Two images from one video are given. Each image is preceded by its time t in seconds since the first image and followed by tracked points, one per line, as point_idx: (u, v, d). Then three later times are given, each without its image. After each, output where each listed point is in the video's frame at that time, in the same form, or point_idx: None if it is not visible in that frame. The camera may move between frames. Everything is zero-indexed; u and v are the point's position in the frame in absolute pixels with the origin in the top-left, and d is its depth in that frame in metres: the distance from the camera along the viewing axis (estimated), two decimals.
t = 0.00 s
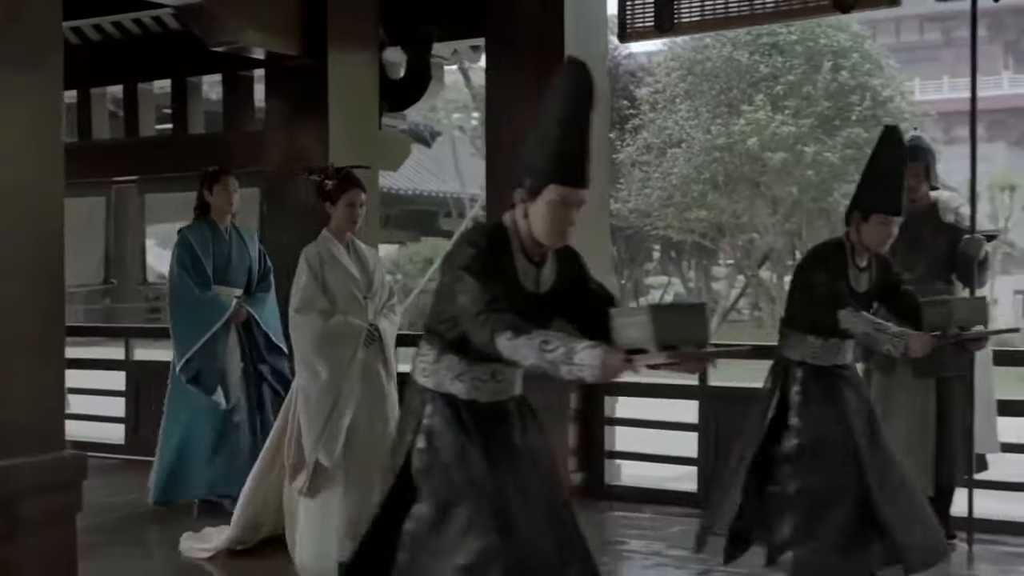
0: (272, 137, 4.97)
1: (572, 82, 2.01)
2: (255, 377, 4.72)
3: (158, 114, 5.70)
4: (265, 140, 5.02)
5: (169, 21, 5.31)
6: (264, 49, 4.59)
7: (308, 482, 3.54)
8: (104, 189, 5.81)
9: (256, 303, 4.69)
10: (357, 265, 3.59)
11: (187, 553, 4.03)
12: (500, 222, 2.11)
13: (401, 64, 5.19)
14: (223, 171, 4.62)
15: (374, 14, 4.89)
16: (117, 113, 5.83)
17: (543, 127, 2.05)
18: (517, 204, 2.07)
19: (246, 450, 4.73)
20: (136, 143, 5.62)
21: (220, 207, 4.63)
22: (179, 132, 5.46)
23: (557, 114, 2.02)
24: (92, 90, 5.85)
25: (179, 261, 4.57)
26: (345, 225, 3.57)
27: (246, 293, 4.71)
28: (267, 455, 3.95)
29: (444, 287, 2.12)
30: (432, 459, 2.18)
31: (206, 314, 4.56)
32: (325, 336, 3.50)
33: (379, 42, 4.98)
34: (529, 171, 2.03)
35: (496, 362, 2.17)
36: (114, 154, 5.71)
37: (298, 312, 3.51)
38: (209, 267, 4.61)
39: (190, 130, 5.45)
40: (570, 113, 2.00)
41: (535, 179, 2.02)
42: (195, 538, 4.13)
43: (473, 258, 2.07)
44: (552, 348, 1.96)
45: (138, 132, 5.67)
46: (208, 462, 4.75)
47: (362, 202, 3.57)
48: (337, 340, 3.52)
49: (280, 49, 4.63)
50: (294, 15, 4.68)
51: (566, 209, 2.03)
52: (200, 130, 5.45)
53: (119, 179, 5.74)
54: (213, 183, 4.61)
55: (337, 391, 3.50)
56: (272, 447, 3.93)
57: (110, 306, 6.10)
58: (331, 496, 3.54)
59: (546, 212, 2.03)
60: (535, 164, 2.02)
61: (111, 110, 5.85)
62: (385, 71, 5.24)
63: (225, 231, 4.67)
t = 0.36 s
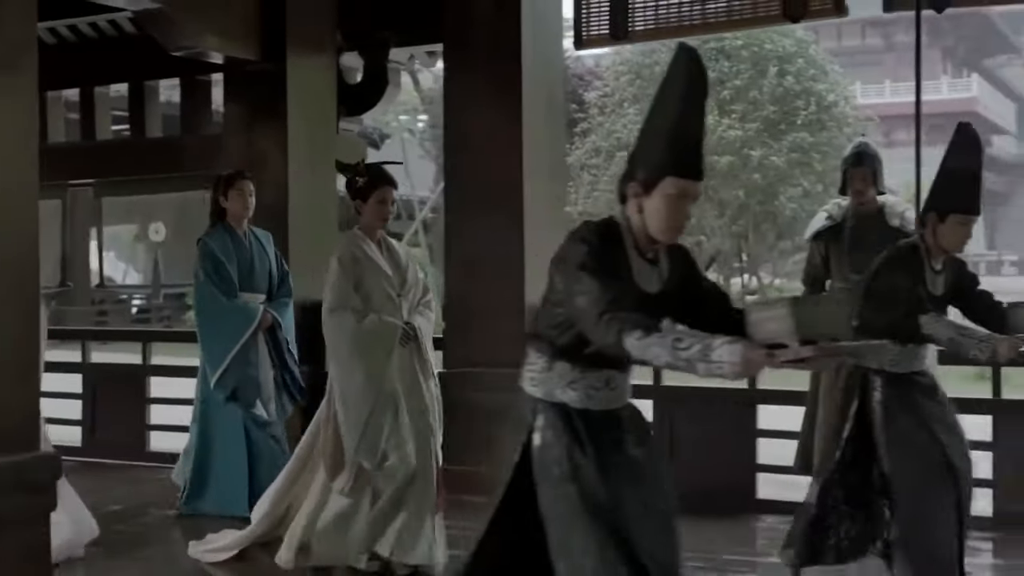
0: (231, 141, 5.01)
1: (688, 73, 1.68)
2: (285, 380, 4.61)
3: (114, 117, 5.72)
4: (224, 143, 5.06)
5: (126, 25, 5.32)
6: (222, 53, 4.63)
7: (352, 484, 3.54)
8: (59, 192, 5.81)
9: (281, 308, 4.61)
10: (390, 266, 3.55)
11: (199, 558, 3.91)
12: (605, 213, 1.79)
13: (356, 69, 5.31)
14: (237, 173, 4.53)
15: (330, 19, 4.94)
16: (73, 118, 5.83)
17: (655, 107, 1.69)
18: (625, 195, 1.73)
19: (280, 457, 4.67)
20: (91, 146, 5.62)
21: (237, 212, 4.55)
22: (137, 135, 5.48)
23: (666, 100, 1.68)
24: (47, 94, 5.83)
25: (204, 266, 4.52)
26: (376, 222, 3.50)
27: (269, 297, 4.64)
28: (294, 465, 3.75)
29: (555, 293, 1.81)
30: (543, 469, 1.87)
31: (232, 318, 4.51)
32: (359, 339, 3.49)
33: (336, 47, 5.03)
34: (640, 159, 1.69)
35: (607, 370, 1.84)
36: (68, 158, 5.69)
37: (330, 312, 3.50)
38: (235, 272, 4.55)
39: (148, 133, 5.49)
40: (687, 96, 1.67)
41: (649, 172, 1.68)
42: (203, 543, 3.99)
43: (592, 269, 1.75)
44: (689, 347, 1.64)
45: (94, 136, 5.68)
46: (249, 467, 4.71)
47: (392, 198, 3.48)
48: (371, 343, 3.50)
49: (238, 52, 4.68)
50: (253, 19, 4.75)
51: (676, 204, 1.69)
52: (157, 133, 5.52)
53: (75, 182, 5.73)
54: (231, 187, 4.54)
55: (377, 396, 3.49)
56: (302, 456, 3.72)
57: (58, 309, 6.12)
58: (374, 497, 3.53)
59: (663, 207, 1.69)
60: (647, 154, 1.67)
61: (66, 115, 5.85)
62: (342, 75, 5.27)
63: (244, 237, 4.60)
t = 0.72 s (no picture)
0: (184, 134, 5.01)
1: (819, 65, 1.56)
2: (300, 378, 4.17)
3: (66, 107, 5.63)
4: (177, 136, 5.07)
5: (79, 17, 5.34)
6: (176, 45, 4.66)
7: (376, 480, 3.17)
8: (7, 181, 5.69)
9: (296, 302, 4.22)
10: (411, 261, 3.19)
11: (219, 555, 3.44)
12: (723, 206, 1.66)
13: (310, 65, 5.30)
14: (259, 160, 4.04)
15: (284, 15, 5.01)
16: (18, 107, 5.69)
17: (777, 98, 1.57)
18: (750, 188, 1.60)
19: (289, 462, 4.19)
20: (41, 136, 5.55)
21: (256, 202, 4.08)
22: (88, 127, 5.43)
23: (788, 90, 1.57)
24: None
25: (218, 256, 4.02)
26: (399, 218, 3.14)
27: (286, 291, 4.22)
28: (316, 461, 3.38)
29: (674, 283, 1.64)
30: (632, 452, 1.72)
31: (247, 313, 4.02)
32: (379, 335, 3.13)
33: (289, 42, 5.09)
34: (763, 148, 1.57)
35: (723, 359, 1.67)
36: (17, 147, 5.59)
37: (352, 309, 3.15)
38: (253, 264, 4.08)
39: (100, 126, 5.43)
40: (807, 95, 1.55)
41: (771, 160, 1.56)
42: (221, 539, 3.53)
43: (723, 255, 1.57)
44: (832, 340, 1.45)
45: (45, 126, 5.59)
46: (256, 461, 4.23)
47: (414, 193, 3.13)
48: (388, 340, 3.14)
49: (191, 45, 4.71)
50: (208, 13, 4.78)
51: (809, 192, 1.56)
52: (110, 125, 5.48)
53: (25, 173, 5.64)
54: (249, 176, 4.06)
55: (401, 382, 3.16)
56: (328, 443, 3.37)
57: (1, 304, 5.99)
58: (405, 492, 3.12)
59: (789, 196, 1.55)
60: (772, 143, 1.55)
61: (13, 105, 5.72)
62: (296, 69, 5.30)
63: (263, 228, 4.13)
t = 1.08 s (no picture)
0: (140, 134, 5.01)
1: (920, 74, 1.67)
2: (326, 375, 4.10)
3: (20, 109, 5.65)
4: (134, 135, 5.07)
5: (33, 18, 5.35)
6: (134, 47, 4.70)
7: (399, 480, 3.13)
8: None
9: (324, 294, 4.11)
10: (433, 258, 3.19)
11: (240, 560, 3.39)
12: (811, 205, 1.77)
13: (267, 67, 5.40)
14: (290, 153, 3.92)
15: (240, 17, 5.07)
16: None
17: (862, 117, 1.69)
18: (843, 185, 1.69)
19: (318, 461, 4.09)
20: None
21: (285, 195, 4.00)
22: (43, 128, 5.45)
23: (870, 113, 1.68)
24: None
25: (248, 250, 3.94)
26: (421, 213, 3.15)
27: (315, 283, 4.12)
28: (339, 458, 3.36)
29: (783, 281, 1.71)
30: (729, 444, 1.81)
31: (275, 310, 3.93)
32: (401, 331, 3.12)
33: (246, 44, 5.16)
34: (861, 142, 1.66)
35: (818, 355, 1.76)
36: None
37: (373, 306, 3.13)
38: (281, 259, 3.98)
39: (55, 125, 5.47)
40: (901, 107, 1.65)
41: (872, 153, 1.65)
42: (243, 544, 3.49)
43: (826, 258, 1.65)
44: (946, 339, 1.57)
45: None
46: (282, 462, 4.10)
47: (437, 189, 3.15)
48: (408, 335, 3.12)
49: (148, 47, 4.75)
50: (165, 15, 4.83)
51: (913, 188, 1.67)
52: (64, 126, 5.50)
53: None
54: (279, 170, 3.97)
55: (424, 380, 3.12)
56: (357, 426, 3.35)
57: None
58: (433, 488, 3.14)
59: (888, 190, 1.66)
60: (876, 136, 1.65)
61: None
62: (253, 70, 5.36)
63: (293, 222, 4.04)
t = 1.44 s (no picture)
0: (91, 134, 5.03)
1: (998, 73, 1.72)
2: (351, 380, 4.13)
3: None
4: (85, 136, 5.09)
5: None
6: (87, 48, 4.71)
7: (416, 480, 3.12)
8: None
9: (345, 301, 4.11)
10: (458, 257, 3.19)
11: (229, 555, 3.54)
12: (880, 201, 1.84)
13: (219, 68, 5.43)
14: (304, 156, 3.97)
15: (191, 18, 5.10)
16: None
17: (936, 112, 1.75)
18: (921, 176, 1.75)
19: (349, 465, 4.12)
20: None
21: (303, 200, 4.00)
22: None
23: (943, 114, 1.73)
24: None
25: (267, 259, 3.95)
26: (441, 211, 3.19)
27: (335, 290, 4.12)
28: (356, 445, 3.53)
29: (856, 277, 1.76)
30: (792, 438, 1.88)
31: (295, 321, 3.95)
32: (428, 331, 3.14)
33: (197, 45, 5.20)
34: (937, 139, 1.72)
35: (890, 354, 1.82)
36: None
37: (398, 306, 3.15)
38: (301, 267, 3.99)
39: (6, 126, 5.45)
40: (964, 106, 1.71)
41: (948, 150, 1.71)
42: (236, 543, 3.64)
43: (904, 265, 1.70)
44: None
45: None
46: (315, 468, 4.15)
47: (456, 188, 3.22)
48: (436, 335, 3.14)
49: (101, 48, 4.77)
50: (118, 17, 4.84)
51: (989, 183, 1.73)
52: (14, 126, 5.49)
53: None
54: (295, 174, 3.98)
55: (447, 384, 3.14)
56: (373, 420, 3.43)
57: None
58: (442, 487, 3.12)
59: (967, 187, 1.71)
60: (952, 135, 1.70)
61: None
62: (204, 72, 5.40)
63: (309, 227, 4.04)
